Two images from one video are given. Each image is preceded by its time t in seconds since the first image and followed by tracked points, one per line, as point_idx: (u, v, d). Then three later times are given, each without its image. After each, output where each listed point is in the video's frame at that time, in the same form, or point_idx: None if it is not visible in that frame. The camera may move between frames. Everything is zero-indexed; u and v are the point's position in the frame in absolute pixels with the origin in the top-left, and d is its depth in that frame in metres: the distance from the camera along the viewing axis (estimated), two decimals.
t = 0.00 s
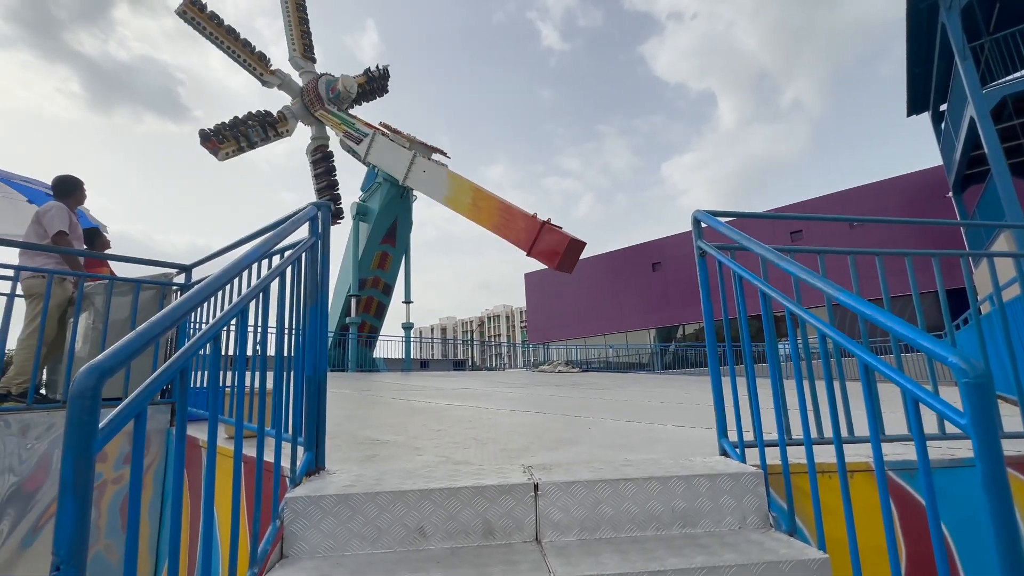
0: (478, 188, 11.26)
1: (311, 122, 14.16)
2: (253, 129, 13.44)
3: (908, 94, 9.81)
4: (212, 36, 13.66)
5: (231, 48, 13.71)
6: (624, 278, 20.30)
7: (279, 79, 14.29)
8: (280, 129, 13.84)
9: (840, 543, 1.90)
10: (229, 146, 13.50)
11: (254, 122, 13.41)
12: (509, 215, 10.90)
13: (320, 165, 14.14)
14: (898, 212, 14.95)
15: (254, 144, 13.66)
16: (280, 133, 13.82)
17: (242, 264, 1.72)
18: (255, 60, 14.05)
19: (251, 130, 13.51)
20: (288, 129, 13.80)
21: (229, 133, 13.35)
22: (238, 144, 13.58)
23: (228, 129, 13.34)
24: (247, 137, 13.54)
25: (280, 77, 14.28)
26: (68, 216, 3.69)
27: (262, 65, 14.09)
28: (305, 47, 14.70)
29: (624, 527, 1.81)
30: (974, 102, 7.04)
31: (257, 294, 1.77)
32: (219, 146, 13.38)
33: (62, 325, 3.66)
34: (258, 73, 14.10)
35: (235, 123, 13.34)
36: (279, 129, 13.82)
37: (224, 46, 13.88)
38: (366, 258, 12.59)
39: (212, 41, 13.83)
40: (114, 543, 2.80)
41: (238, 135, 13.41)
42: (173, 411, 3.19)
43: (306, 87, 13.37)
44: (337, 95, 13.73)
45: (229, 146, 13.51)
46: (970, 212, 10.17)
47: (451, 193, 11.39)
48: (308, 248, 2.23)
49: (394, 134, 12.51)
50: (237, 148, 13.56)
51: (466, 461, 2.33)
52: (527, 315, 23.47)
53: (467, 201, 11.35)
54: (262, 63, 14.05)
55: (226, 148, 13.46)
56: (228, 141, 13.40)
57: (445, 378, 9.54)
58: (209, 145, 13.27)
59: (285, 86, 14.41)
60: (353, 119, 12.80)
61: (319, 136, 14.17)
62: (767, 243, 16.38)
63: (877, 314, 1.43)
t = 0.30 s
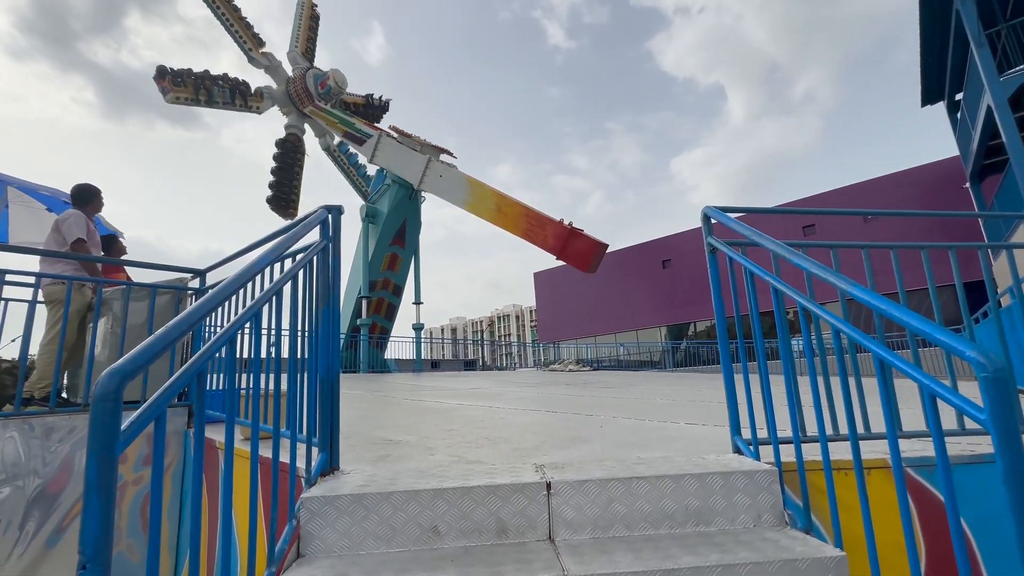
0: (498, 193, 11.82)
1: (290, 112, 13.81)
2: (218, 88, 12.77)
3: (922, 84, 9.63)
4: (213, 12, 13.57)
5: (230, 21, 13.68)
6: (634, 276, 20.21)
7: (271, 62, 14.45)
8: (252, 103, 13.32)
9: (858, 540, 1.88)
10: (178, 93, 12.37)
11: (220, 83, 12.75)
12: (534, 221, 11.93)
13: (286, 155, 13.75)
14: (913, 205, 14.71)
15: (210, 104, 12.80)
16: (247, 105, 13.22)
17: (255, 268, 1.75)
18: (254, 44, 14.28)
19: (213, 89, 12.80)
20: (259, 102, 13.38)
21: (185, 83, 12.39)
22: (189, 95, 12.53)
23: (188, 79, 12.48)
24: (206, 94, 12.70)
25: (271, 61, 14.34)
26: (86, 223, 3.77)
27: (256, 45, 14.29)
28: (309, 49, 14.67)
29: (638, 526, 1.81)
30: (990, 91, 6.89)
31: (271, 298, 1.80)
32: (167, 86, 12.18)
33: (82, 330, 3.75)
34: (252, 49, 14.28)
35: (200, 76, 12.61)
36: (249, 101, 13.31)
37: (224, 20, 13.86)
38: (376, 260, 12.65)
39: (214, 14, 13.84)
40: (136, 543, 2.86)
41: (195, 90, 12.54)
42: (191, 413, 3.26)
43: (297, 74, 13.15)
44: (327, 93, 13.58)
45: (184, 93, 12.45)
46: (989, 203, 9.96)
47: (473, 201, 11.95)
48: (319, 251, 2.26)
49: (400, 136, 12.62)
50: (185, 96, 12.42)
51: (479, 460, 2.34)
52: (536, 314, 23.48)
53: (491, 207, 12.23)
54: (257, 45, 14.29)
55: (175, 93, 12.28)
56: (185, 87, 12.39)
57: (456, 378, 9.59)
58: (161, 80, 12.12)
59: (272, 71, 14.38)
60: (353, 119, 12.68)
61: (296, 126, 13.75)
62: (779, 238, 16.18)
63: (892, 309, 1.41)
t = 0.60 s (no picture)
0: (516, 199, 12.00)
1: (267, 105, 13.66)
2: (191, 51, 12.22)
3: (934, 74, 9.48)
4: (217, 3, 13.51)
5: (227, 6, 13.52)
6: (644, 276, 20.09)
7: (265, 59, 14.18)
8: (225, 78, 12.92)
9: (881, 538, 1.85)
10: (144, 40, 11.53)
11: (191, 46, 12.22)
12: (553, 227, 12.44)
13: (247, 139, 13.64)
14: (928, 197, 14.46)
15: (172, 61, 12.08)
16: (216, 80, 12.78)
17: (268, 277, 1.77)
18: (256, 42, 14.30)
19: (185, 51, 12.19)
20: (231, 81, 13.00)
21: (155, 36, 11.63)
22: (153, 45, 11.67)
23: (162, 30, 11.75)
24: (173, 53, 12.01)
25: (263, 55, 14.17)
26: (103, 237, 3.85)
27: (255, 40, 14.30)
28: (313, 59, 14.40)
29: (655, 527, 1.79)
30: (1005, 79, 6.76)
31: (285, 306, 1.82)
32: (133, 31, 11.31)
33: (102, 341, 3.82)
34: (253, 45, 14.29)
35: (175, 32, 11.92)
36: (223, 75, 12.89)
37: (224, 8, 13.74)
38: (385, 266, 12.72)
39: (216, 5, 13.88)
40: (157, 550, 2.91)
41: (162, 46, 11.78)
42: (208, 420, 3.30)
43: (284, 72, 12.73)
44: (317, 96, 13.14)
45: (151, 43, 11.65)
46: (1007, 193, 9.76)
47: (492, 206, 12.07)
48: (330, 258, 2.29)
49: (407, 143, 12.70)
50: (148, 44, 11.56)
51: (494, 463, 2.34)
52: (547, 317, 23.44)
53: (510, 213, 12.97)
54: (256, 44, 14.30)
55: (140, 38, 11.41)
56: (155, 38, 11.62)
57: (469, 382, 9.58)
58: (130, 19, 11.29)
59: (260, 64, 14.11)
60: (350, 123, 12.36)
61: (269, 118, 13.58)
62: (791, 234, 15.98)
63: (910, 303, 1.39)
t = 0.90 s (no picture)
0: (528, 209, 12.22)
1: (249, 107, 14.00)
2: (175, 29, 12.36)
3: (943, 63, 9.35)
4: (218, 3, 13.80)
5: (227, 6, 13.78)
6: (654, 277, 19.99)
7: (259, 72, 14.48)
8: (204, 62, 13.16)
9: (908, 537, 1.81)
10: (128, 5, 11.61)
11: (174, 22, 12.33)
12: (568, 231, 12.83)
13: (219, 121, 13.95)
14: (943, 187, 14.20)
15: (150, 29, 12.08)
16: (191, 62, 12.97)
17: (282, 294, 1.80)
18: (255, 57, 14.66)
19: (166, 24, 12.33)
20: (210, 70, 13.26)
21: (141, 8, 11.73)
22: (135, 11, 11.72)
23: None
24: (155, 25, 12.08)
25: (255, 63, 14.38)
26: (123, 258, 3.94)
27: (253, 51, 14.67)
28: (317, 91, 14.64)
29: (676, 532, 1.77)
30: (1016, 64, 6.66)
31: (300, 321, 1.85)
32: None
33: (122, 360, 3.90)
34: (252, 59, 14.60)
35: (163, 6, 12.08)
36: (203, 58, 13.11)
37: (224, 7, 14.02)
38: (396, 277, 12.82)
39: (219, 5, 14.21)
40: (181, 566, 2.95)
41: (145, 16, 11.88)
42: (227, 435, 3.35)
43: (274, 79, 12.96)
44: (307, 105, 13.60)
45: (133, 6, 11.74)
46: None
47: (507, 217, 12.29)
48: (343, 272, 2.32)
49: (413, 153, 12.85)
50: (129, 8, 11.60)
51: (511, 470, 2.34)
52: (558, 321, 23.39)
53: (525, 220, 13.41)
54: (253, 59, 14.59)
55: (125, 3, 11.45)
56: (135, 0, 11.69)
57: (482, 389, 9.57)
58: None
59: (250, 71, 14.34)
60: (348, 132, 12.45)
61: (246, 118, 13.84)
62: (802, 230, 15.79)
63: (926, 296, 1.37)
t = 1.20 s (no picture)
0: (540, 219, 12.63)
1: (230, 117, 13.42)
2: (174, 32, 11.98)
3: (946, 47, 9.25)
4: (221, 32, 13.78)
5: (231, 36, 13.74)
6: (665, 278, 19.87)
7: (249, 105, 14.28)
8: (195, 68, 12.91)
9: (940, 531, 1.77)
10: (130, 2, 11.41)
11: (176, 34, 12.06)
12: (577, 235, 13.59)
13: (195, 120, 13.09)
14: (954, 171, 13.97)
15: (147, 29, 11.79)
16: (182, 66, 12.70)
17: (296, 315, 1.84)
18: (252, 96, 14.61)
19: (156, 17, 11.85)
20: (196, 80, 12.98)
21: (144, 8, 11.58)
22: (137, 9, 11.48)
23: None
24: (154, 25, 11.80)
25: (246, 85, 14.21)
26: (142, 287, 4.03)
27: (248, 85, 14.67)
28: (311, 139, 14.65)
29: (701, 535, 1.76)
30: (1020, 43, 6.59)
31: (316, 341, 1.88)
32: None
33: (144, 387, 3.97)
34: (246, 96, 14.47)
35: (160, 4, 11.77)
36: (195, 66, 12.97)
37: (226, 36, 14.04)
38: (407, 291, 12.90)
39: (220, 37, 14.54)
40: None
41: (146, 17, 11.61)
42: (249, 456, 3.39)
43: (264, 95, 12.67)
44: (297, 123, 13.60)
45: None
46: None
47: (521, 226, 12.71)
48: (355, 290, 2.35)
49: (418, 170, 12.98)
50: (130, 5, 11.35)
51: (531, 480, 2.33)
52: (570, 327, 23.32)
53: (536, 228, 13.94)
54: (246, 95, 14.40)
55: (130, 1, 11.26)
56: None
57: (498, 399, 9.55)
58: None
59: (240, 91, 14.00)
60: (348, 150, 12.44)
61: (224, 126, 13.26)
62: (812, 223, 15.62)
63: (941, 286, 1.36)
